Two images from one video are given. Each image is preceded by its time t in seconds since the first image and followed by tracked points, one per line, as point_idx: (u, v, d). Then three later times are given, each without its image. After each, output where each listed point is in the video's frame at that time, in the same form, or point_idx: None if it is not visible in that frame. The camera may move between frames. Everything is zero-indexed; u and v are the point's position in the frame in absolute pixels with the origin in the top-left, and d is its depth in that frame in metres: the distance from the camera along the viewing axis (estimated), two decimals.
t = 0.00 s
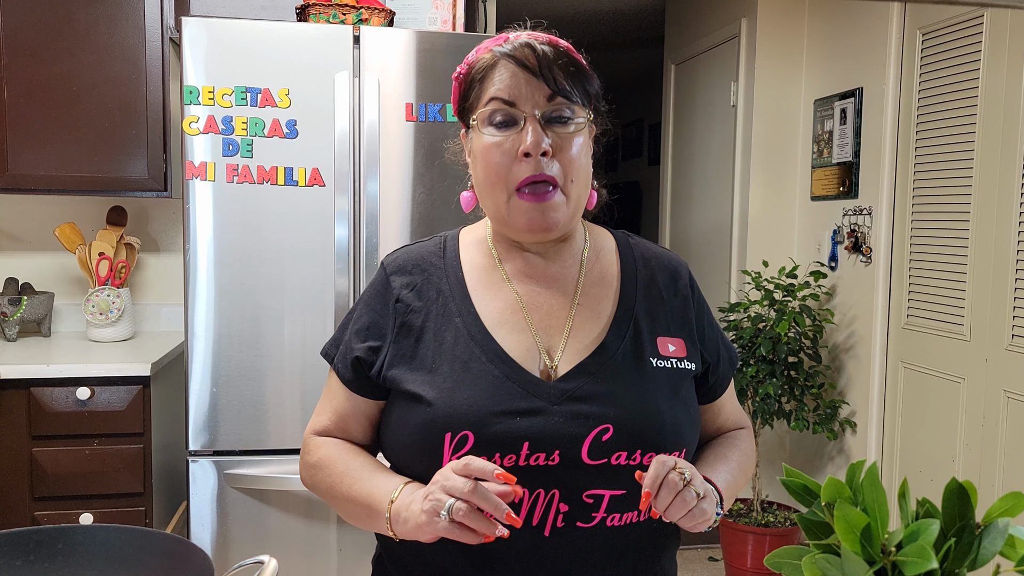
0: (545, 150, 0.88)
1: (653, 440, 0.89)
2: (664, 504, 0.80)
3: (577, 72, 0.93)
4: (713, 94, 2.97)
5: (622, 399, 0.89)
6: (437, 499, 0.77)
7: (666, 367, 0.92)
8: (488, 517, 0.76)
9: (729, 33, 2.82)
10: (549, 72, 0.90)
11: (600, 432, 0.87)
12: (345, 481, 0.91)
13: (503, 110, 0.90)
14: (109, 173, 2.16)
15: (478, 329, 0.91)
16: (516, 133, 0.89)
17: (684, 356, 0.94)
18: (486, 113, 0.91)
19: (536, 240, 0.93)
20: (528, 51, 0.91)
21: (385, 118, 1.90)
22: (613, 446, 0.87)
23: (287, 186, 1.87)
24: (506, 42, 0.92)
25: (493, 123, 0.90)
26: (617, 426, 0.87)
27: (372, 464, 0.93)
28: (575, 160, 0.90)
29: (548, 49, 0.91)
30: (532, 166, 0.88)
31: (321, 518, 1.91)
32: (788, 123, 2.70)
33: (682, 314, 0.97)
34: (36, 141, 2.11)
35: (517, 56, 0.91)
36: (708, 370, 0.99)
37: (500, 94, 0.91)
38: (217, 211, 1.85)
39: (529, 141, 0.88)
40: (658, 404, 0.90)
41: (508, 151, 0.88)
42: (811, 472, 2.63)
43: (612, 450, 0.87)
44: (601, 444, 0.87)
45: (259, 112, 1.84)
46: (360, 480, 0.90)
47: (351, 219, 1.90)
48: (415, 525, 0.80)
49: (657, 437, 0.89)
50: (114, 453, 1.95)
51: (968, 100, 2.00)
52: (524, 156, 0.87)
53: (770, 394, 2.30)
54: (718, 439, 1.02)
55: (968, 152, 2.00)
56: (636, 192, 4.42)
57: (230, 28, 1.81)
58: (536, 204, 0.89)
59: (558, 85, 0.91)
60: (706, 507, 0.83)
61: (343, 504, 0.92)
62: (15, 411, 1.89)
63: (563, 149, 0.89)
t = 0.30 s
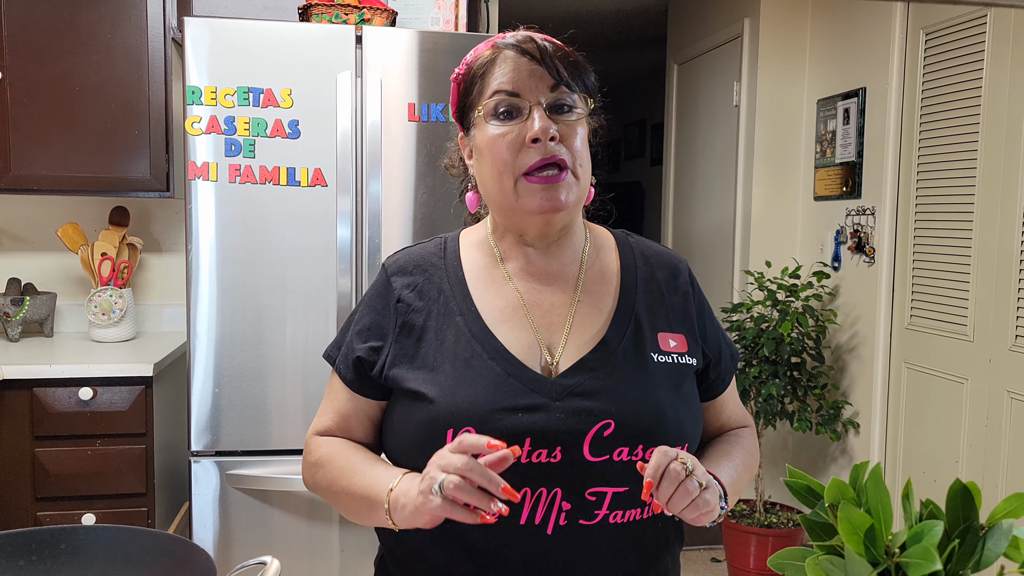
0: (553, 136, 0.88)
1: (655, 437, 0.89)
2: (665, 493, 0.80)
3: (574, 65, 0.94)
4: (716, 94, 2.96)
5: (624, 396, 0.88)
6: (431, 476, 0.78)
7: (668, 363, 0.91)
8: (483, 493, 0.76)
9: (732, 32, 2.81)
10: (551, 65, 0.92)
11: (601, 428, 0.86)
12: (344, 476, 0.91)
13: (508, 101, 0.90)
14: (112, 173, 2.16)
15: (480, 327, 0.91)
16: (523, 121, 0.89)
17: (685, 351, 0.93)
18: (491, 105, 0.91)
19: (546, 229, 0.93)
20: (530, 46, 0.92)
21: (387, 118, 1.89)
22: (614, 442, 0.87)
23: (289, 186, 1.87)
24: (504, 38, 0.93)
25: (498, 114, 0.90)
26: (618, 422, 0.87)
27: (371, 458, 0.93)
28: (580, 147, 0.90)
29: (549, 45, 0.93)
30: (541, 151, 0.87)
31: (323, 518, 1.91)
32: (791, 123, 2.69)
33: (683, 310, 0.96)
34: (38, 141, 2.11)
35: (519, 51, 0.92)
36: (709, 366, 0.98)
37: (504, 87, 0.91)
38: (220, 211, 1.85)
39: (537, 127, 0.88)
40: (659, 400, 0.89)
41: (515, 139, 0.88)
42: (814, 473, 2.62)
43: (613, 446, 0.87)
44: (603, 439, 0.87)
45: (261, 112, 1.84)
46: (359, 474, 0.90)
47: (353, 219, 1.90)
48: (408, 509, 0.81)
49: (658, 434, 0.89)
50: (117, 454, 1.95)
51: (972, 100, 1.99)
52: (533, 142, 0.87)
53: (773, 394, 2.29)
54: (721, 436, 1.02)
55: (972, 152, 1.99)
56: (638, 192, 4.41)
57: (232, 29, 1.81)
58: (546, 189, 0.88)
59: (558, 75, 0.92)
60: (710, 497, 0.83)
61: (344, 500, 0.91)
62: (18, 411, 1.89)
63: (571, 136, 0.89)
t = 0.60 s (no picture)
0: (497, 168, 0.85)
1: (655, 433, 0.88)
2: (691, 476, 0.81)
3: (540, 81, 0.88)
4: (718, 94, 2.96)
5: (623, 393, 0.88)
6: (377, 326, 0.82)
7: (667, 362, 0.91)
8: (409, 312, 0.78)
9: (735, 33, 2.81)
10: (501, 89, 0.86)
11: (601, 423, 0.87)
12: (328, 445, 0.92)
13: (463, 129, 0.87)
14: (114, 173, 2.16)
15: (480, 326, 0.90)
16: (473, 152, 0.86)
17: (684, 350, 0.93)
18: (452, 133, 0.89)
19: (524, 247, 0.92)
20: (482, 69, 0.87)
21: (390, 119, 1.89)
22: (614, 437, 0.87)
23: (292, 187, 1.87)
24: (464, 59, 0.88)
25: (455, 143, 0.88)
26: (618, 417, 0.87)
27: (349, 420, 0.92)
28: (537, 174, 0.86)
29: (502, 65, 0.87)
30: (489, 184, 0.85)
31: (325, 518, 1.91)
32: (794, 124, 2.69)
33: (683, 309, 0.96)
34: (40, 142, 2.11)
35: (470, 76, 0.87)
36: (711, 365, 0.98)
37: (460, 113, 0.88)
38: (223, 211, 1.85)
39: (482, 159, 0.85)
40: (659, 397, 0.89)
41: (469, 171, 0.86)
42: (816, 474, 2.62)
43: (612, 441, 0.87)
44: (602, 435, 0.87)
45: (263, 113, 1.84)
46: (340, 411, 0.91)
47: (356, 219, 1.90)
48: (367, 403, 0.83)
49: (658, 429, 0.88)
50: (119, 454, 1.95)
51: (975, 101, 1.99)
52: (483, 175, 0.85)
53: (775, 395, 2.29)
54: (722, 434, 1.02)
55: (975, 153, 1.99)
56: (641, 193, 4.41)
57: (235, 30, 1.82)
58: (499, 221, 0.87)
59: (515, 98, 0.86)
60: (733, 482, 0.83)
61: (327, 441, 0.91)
62: (20, 412, 1.89)
63: (519, 164, 0.85)
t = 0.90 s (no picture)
0: (482, 169, 0.85)
1: (648, 431, 0.88)
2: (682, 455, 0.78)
3: (530, 82, 0.87)
4: (721, 93, 2.96)
5: (618, 392, 0.88)
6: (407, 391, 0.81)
7: (663, 361, 0.91)
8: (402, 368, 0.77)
9: (737, 32, 2.81)
10: (489, 90, 0.86)
11: (593, 422, 0.86)
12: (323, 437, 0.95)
13: (455, 128, 0.89)
14: (116, 174, 2.16)
15: (477, 325, 0.90)
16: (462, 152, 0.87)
17: (681, 349, 0.93)
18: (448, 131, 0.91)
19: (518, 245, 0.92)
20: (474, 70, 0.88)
21: (391, 119, 1.89)
22: (606, 436, 0.87)
23: (293, 187, 1.87)
24: (456, 61, 0.89)
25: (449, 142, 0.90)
26: (610, 416, 0.87)
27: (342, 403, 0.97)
28: (521, 175, 0.85)
29: (492, 65, 0.87)
30: (474, 183, 0.86)
31: (328, 518, 1.91)
32: (796, 123, 2.68)
33: (680, 307, 0.96)
34: (43, 142, 2.12)
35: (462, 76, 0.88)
36: (710, 363, 0.97)
37: (453, 113, 0.89)
38: (225, 212, 1.85)
39: (468, 159, 0.86)
40: (655, 396, 0.89)
41: (459, 170, 0.88)
42: (819, 473, 2.61)
43: (605, 440, 0.87)
44: (594, 434, 0.87)
45: (265, 113, 1.84)
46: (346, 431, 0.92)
47: (357, 219, 1.90)
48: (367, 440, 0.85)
49: (651, 428, 0.88)
50: (122, 454, 1.95)
51: (978, 100, 1.98)
52: (468, 175, 0.86)
53: (778, 394, 2.29)
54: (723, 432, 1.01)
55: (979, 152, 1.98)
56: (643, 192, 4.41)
57: (237, 30, 1.82)
58: (486, 221, 0.87)
59: (502, 99, 0.86)
60: (710, 497, 0.81)
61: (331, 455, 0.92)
62: (23, 412, 1.90)
63: (504, 165, 0.85)
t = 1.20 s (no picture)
0: (499, 177, 0.85)
1: (648, 428, 0.88)
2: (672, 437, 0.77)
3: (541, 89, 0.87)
4: (723, 92, 2.95)
5: (618, 389, 0.88)
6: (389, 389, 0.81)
7: (663, 358, 0.91)
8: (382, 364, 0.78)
9: (740, 31, 2.80)
10: (503, 96, 0.86)
11: (592, 419, 0.86)
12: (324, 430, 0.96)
13: (465, 135, 0.88)
14: (119, 173, 2.17)
15: (477, 324, 0.90)
16: (475, 159, 0.87)
17: (683, 346, 0.92)
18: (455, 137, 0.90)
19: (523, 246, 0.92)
20: (484, 75, 0.87)
21: (394, 118, 1.90)
22: (605, 434, 0.87)
23: (296, 186, 1.87)
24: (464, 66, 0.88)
25: (458, 149, 0.89)
26: (609, 413, 0.87)
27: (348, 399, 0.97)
28: (537, 182, 0.86)
29: (504, 71, 0.86)
30: (490, 191, 0.86)
31: (330, 517, 1.91)
32: (799, 122, 2.68)
33: (682, 304, 0.95)
34: (46, 142, 2.12)
35: (472, 82, 0.87)
36: (713, 361, 0.97)
37: (462, 119, 0.88)
38: (228, 211, 1.85)
39: (483, 167, 0.85)
40: (655, 394, 0.89)
41: (472, 178, 0.87)
42: (822, 472, 2.61)
43: (604, 437, 0.87)
44: (593, 431, 0.86)
45: (268, 112, 1.84)
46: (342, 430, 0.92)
47: (360, 219, 1.90)
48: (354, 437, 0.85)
49: (649, 425, 0.88)
50: (124, 453, 1.95)
51: (981, 98, 1.98)
52: (484, 183, 0.86)
53: (781, 394, 2.28)
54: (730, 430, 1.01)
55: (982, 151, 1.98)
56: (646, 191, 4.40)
57: (239, 29, 1.82)
58: (501, 228, 0.87)
59: (516, 107, 0.86)
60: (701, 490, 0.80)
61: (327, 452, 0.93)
62: (27, 411, 1.90)
63: (521, 172, 0.85)
